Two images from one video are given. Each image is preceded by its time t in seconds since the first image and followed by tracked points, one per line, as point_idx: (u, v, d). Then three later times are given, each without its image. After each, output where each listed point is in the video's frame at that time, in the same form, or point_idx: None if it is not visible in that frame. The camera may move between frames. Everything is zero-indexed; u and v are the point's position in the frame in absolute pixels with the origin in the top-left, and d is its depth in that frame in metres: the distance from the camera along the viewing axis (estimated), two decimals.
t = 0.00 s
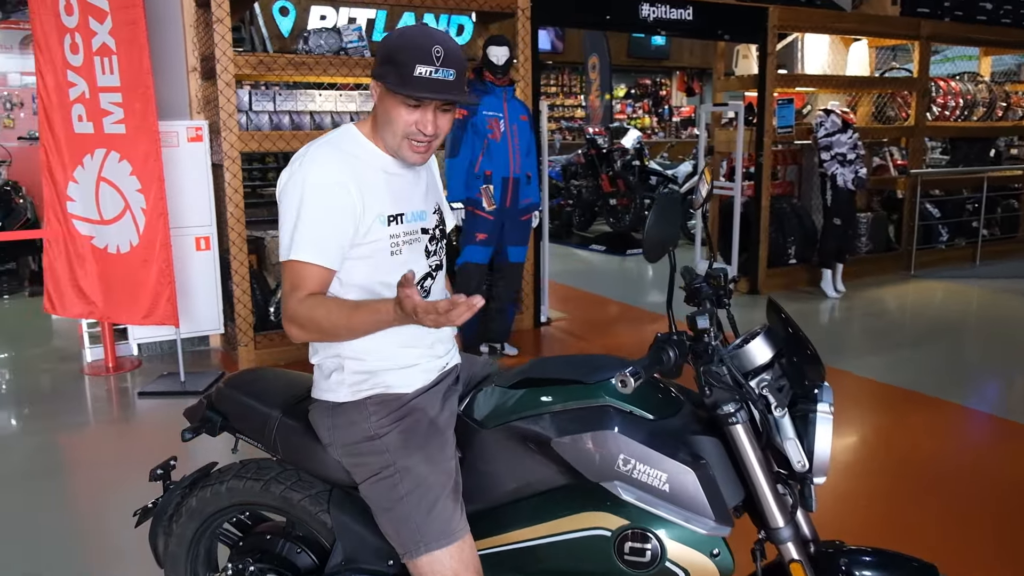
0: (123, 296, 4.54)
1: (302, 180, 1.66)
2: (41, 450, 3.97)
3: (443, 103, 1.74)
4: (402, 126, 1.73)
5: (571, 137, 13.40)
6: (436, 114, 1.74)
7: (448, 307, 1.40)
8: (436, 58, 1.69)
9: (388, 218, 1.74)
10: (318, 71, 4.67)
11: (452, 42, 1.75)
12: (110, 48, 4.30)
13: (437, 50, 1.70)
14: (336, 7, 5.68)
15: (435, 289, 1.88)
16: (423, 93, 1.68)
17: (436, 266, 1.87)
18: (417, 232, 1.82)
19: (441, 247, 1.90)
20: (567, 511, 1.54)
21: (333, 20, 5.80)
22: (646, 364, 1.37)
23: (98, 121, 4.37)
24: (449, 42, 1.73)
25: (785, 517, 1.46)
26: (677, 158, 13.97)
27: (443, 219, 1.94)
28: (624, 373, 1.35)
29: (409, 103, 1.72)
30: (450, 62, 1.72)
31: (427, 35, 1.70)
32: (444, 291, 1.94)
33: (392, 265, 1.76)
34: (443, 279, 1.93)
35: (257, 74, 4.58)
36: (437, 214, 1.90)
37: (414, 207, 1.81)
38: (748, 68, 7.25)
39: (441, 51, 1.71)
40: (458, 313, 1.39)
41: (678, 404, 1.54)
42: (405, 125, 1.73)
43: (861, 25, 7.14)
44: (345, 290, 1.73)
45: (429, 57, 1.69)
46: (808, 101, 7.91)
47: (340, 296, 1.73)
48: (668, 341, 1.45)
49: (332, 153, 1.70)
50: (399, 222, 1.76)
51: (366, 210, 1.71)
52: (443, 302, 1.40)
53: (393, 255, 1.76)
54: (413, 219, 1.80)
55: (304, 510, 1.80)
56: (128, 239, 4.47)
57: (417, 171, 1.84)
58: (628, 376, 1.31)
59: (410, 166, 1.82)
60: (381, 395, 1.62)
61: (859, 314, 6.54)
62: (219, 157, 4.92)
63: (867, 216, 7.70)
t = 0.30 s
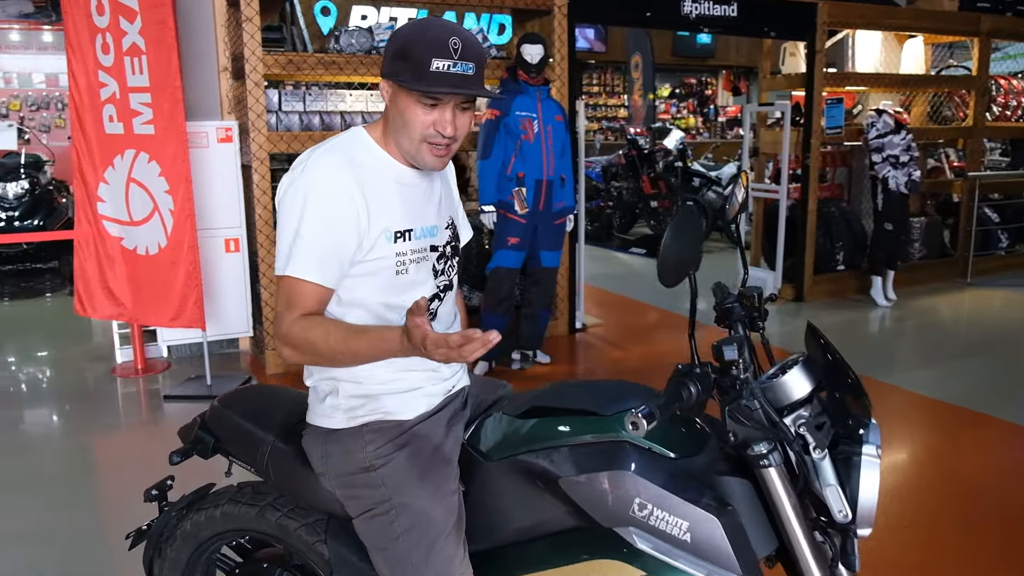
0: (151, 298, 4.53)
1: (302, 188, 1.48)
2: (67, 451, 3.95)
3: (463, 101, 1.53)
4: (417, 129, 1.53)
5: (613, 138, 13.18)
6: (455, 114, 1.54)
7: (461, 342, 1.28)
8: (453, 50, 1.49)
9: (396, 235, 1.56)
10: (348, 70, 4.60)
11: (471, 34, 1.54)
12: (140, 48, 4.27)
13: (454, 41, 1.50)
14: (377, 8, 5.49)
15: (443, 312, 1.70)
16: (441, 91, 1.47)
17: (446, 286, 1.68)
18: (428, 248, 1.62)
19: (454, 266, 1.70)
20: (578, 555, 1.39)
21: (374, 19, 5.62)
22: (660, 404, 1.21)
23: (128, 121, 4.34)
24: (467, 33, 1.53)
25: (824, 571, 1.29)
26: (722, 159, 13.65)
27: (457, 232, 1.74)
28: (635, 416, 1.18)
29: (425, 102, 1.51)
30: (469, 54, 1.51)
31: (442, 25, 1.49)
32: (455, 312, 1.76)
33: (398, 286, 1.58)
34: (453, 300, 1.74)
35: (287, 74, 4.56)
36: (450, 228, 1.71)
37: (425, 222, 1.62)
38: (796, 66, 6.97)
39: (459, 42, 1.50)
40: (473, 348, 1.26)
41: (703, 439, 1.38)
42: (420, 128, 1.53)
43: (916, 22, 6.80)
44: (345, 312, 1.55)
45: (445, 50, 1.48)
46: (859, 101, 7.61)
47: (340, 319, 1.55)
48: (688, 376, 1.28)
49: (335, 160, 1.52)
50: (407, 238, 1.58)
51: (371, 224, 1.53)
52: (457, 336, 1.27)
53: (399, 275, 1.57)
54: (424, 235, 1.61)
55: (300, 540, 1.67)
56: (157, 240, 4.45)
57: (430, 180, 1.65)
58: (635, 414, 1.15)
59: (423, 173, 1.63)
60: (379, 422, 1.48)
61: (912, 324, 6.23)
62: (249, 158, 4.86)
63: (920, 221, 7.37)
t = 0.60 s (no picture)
0: (176, 298, 4.53)
1: (295, 193, 1.34)
2: (87, 449, 3.93)
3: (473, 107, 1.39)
4: (421, 134, 1.38)
5: (651, 137, 12.97)
6: (464, 122, 1.39)
7: (460, 359, 1.18)
8: (465, 52, 1.34)
9: (394, 246, 1.41)
10: (375, 69, 4.55)
11: (485, 32, 1.40)
12: (166, 47, 4.25)
13: (467, 42, 1.35)
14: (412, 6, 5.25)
15: (443, 327, 1.56)
16: (450, 96, 1.33)
17: (448, 299, 1.54)
18: (429, 259, 1.48)
19: (457, 278, 1.56)
20: None
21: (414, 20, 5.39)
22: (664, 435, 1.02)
23: (154, 121, 4.33)
24: (481, 32, 1.37)
25: None
26: (764, 160, 13.34)
27: (461, 241, 1.60)
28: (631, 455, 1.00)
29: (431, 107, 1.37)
30: (481, 55, 1.36)
31: (455, 22, 1.34)
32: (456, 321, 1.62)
33: (394, 300, 1.44)
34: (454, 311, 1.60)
35: (313, 73, 4.51)
36: (454, 237, 1.57)
37: (428, 231, 1.48)
38: (840, 64, 6.73)
39: (472, 43, 1.35)
40: (472, 364, 1.17)
41: (716, 473, 1.25)
42: (425, 133, 1.38)
43: (968, 17, 6.51)
44: (338, 326, 1.42)
45: (457, 51, 1.33)
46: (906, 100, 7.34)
47: (332, 334, 1.42)
48: (695, 408, 1.11)
49: (330, 163, 1.37)
50: (406, 249, 1.43)
51: (367, 233, 1.39)
52: (455, 352, 1.18)
53: (396, 289, 1.43)
54: (425, 245, 1.47)
55: (288, 563, 1.58)
56: (181, 241, 4.44)
57: (434, 184, 1.50)
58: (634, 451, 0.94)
59: (427, 178, 1.48)
60: (366, 443, 1.38)
61: (960, 334, 5.96)
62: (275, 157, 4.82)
63: (970, 226, 7.06)
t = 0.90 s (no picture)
0: (195, 297, 4.54)
1: (267, 194, 1.25)
2: (103, 447, 3.93)
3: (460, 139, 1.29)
4: (405, 148, 1.28)
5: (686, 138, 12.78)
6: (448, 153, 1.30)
7: (436, 373, 1.10)
8: (464, 83, 1.23)
9: (373, 249, 1.31)
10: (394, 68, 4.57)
11: (491, 55, 1.28)
12: (188, 47, 4.26)
13: (469, 72, 1.23)
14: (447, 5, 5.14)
15: (427, 333, 1.46)
16: (434, 134, 1.23)
17: (433, 305, 1.43)
18: (412, 263, 1.37)
19: (443, 284, 1.46)
20: None
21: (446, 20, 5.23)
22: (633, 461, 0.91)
23: (176, 120, 4.35)
24: (488, 60, 1.25)
25: None
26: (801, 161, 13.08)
27: (448, 244, 1.50)
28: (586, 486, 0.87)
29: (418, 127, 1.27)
30: (482, 86, 1.25)
31: (458, 43, 1.22)
32: (444, 327, 1.52)
33: (374, 307, 1.33)
34: (443, 315, 1.50)
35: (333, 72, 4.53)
36: (439, 240, 1.46)
37: (410, 233, 1.37)
38: (877, 62, 6.54)
39: (474, 74, 1.24)
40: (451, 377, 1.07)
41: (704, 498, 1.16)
42: (408, 149, 1.28)
43: (1014, 13, 6.28)
44: (315, 335, 1.31)
45: (456, 82, 1.22)
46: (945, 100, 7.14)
47: (308, 343, 1.31)
48: (665, 432, 1.02)
49: (305, 161, 1.27)
50: (387, 252, 1.32)
51: (344, 236, 1.28)
52: (430, 366, 1.09)
53: (377, 295, 1.32)
54: (408, 248, 1.36)
55: None
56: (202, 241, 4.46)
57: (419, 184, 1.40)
58: (592, 482, 0.84)
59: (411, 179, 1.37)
60: (338, 458, 1.32)
61: (1002, 342, 5.74)
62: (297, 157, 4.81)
63: (1014, 230, 6.81)
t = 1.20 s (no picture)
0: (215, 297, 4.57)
1: (225, 199, 1.20)
2: (119, 443, 3.96)
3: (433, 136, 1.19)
4: (373, 149, 1.21)
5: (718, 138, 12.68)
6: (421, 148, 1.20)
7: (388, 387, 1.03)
8: (435, 76, 1.16)
9: (338, 253, 1.25)
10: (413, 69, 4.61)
11: (460, 49, 1.20)
12: (208, 48, 4.30)
13: (437, 66, 1.16)
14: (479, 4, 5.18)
15: (398, 340, 1.38)
16: (403, 132, 1.14)
17: (405, 311, 1.37)
18: (381, 268, 1.31)
19: (416, 288, 1.39)
20: None
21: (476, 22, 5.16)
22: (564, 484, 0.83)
23: (197, 120, 4.38)
24: (457, 52, 1.18)
25: None
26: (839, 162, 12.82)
27: (424, 247, 1.43)
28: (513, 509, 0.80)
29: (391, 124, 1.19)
30: (452, 80, 1.18)
31: (426, 37, 1.15)
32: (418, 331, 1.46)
33: (339, 313, 1.27)
34: (416, 320, 1.44)
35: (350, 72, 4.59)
36: (413, 242, 1.40)
37: (380, 237, 1.31)
38: (911, 61, 6.36)
39: (443, 67, 1.16)
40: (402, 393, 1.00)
41: (667, 519, 1.10)
42: (376, 149, 1.20)
43: None
44: (278, 341, 1.27)
45: (424, 77, 1.15)
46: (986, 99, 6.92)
47: (273, 351, 1.28)
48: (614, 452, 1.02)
49: (265, 164, 1.22)
50: (353, 257, 1.26)
51: (306, 241, 1.23)
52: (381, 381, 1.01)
53: (342, 302, 1.26)
54: (377, 253, 1.30)
55: None
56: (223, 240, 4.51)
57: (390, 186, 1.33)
58: (513, 504, 0.78)
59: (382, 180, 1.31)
60: (300, 467, 1.28)
61: None
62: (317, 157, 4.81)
63: None
